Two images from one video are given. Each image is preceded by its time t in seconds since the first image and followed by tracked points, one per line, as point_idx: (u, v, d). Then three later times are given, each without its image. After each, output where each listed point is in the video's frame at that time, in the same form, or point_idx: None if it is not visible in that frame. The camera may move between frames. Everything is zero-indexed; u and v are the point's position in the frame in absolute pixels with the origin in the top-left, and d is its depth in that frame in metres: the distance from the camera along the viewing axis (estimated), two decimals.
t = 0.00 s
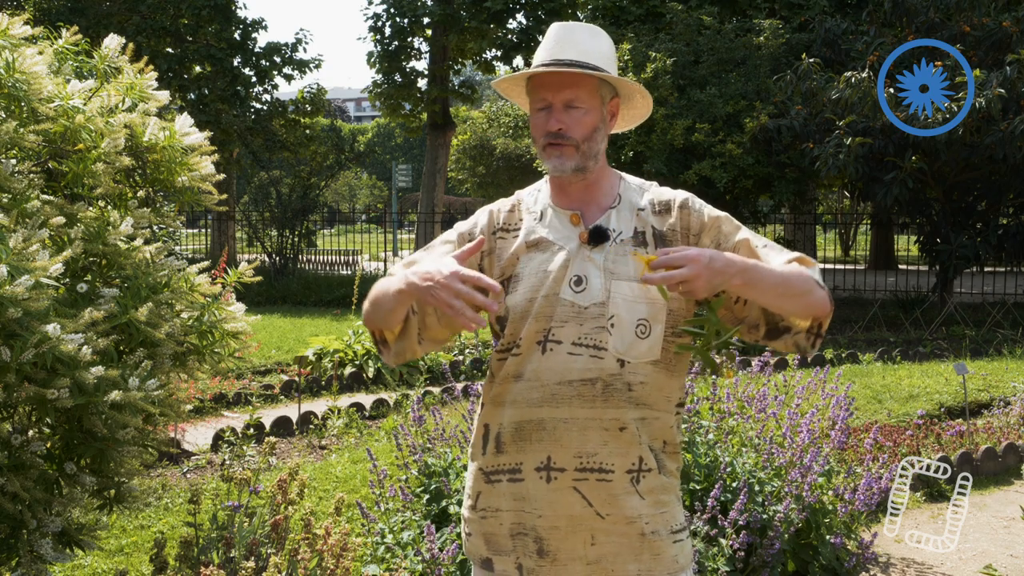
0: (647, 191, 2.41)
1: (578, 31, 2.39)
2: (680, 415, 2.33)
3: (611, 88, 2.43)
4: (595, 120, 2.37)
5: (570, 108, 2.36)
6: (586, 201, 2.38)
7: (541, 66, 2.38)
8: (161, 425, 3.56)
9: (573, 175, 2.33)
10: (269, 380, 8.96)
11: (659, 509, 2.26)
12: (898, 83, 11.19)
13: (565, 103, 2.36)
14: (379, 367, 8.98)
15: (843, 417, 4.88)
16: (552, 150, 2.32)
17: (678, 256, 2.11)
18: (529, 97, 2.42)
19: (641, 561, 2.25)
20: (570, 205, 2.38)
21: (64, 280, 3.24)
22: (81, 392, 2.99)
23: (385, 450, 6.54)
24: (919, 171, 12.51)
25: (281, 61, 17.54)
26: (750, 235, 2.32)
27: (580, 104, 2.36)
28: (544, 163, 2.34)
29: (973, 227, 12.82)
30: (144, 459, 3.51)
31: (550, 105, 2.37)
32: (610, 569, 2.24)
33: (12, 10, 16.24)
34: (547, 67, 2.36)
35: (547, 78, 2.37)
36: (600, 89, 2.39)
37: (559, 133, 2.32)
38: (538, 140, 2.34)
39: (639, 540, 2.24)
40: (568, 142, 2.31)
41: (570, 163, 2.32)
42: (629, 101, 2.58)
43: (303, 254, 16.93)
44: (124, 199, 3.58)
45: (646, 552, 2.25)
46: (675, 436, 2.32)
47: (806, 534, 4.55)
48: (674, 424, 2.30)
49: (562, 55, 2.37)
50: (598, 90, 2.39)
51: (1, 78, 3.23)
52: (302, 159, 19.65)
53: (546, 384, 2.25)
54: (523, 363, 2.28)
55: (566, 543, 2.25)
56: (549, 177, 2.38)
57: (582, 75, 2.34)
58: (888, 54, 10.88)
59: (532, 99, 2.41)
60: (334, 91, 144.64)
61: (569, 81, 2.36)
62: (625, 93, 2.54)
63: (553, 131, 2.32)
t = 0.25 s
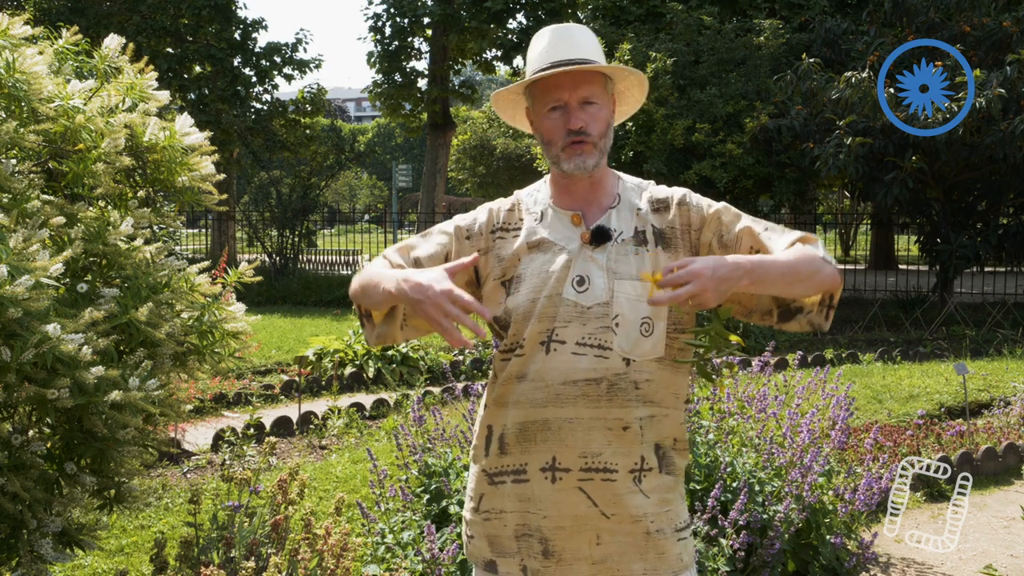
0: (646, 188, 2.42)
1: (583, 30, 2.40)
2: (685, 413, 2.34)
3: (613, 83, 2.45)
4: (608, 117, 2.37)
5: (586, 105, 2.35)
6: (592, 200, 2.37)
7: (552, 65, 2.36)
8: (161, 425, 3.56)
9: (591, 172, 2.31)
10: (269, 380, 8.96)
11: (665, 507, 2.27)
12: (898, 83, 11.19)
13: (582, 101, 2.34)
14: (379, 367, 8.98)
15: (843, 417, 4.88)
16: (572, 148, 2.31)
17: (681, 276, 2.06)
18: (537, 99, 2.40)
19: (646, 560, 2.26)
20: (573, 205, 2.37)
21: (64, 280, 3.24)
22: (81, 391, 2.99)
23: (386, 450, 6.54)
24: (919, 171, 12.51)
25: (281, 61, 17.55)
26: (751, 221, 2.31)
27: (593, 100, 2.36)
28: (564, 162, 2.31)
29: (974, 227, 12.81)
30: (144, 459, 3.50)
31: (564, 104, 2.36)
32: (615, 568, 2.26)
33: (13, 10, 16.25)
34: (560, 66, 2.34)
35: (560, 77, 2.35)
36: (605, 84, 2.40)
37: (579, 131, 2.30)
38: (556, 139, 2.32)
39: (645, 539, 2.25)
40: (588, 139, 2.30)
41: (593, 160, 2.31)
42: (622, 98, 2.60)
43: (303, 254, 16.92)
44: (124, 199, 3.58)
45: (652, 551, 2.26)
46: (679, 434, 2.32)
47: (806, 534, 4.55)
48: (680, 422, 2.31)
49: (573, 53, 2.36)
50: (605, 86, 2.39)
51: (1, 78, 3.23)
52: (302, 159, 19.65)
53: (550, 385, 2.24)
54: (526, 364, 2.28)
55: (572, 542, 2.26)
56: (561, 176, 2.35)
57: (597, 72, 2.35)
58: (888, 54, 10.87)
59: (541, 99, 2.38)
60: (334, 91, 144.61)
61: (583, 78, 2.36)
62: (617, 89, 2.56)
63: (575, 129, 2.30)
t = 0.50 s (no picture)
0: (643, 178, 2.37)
1: (545, 36, 2.38)
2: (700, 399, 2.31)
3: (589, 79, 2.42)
4: (593, 113, 2.33)
5: (568, 106, 2.32)
6: (589, 198, 2.31)
7: (528, 74, 2.33)
8: (161, 425, 3.56)
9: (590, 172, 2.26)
10: (269, 380, 8.96)
11: (685, 496, 2.25)
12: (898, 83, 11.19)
13: (563, 103, 2.31)
14: (379, 366, 8.98)
15: (843, 416, 4.87)
16: (566, 152, 2.25)
17: (662, 251, 1.92)
18: (518, 113, 2.35)
19: (668, 554, 2.24)
20: (569, 203, 2.31)
21: (64, 280, 3.24)
22: (81, 392, 2.99)
23: (386, 450, 6.54)
24: (919, 171, 12.50)
25: (281, 62, 17.56)
26: (747, 204, 2.21)
27: (575, 99, 2.32)
28: (562, 169, 2.25)
29: (974, 227, 12.81)
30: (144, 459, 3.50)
31: (547, 111, 2.32)
32: (638, 564, 2.23)
33: (13, 10, 16.27)
34: (536, 74, 2.31)
35: (538, 84, 2.32)
36: (582, 81, 2.37)
37: (568, 133, 2.27)
38: (548, 149, 2.27)
39: (666, 532, 2.23)
40: (578, 141, 2.26)
41: (589, 161, 2.25)
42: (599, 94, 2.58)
43: (303, 254, 16.92)
44: (124, 199, 3.58)
45: (673, 544, 2.24)
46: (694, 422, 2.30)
47: (806, 534, 4.55)
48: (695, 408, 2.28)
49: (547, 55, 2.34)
50: (583, 82, 2.36)
51: (1, 78, 3.23)
52: (302, 159, 19.66)
53: (562, 381, 2.21)
54: (535, 363, 2.23)
55: (594, 540, 2.22)
56: (557, 181, 2.30)
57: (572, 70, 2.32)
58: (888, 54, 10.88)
59: (523, 110, 2.34)
60: (334, 91, 144.60)
61: (559, 81, 2.33)
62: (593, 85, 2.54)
63: (562, 134, 2.26)
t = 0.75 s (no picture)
0: (649, 187, 2.30)
1: (529, 34, 2.40)
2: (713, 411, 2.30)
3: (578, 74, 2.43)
4: (584, 105, 2.32)
5: (557, 98, 2.31)
6: (591, 203, 2.25)
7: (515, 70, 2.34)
8: (162, 425, 3.56)
9: (581, 166, 2.23)
10: (269, 380, 8.96)
11: (705, 508, 2.24)
12: (899, 83, 11.18)
13: (552, 95, 2.30)
14: (379, 366, 8.98)
15: (843, 417, 4.87)
16: (557, 144, 2.24)
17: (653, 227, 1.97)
18: (509, 112, 2.35)
19: (695, 564, 2.23)
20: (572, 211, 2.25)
21: (64, 280, 3.24)
22: (81, 391, 2.99)
23: (385, 450, 6.55)
24: (919, 171, 12.50)
25: (281, 62, 17.56)
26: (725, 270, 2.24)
27: (564, 92, 2.32)
28: (553, 162, 2.23)
29: (974, 227, 12.81)
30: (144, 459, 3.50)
31: (536, 106, 2.32)
32: None
33: (13, 10, 16.27)
34: (523, 68, 2.31)
35: (525, 78, 2.33)
36: (571, 76, 2.37)
37: (558, 124, 2.25)
38: (538, 141, 2.26)
39: (691, 543, 2.22)
40: (569, 131, 2.24)
41: (580, 152, 2.24)
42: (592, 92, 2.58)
43: (303, 254, 16.92)
44: (124, 199, 3.58)
45: (699, 553, 2.23)
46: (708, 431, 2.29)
47: (806, 534, 4.55)
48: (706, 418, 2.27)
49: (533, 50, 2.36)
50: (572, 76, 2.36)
51: (1, 77, 3.23)
52: (302, 159, 19.66)
53: (581, 403, 2.17)
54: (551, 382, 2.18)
55: (620, 557, 2.20)
56: (553, 182, 2.26)
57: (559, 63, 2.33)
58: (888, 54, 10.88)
59: (512, 107, 2.34)
60: (334, 91, 144.59)
61: (548, 74, 2.33)
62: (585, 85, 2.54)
63: (551, 126, 2.25)
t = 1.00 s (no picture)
0: (680, 195, 2.35)
1: (558, 39, 2.34)
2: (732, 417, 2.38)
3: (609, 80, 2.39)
4: (613, 119, 2.31)
5: (587, 113, 2.28)
6: (617, 214, 2.33)
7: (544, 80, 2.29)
8: (162, 425, 3.56)
9: (608, 185, 2.25)
10: (270, 380, 8.95)
11: (726, 512, 2.34)
12: (899, 84, 11.19)
13: (581, 109, 2.28)
14: (379, 366, 8.98)
15: (844, 417, 4.87)
16: (585, 163, 2.24)
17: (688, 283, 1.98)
18: (533, 119, 2.32)
19: (714, 568, 2.34)
20: (598, 224, 2.33)
21: (65, 280, 3.24)
22: (81, 391, 2.99)
23: (386, 450, 6.55)
24: (919, 171, 12.51)
25: (281, 61, 17.55)
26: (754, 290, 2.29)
27: (595, 105, 2.29)
28: (580, 180, 2.25)
29: (974, 227, 12.82)
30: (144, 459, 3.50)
31: (564, 119, 2.29)
32: None
33: (12, 10, 16.24)
34: (555, 80, 2.27)
35: (557, 89, 2.28)
36: (603, 84, 2.33)
37: (587, 143, 2.24)
38: (565, 159, 2.26)
39: (711, 549, 2.32)
40: (598, 151, 2.24)
41: (608, 172, 2.25)
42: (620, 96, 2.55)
43: (303, 254, 16.91)
44: (124, 199, 3.58)
45: (719, 558, 2.34)
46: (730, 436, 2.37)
47: (806, 534, 4.55)
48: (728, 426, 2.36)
49: (564, 59, 2.30)
50: (603, 85, 2.33)
51: (1, 77, 3.23)
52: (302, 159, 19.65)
53: (603, 421, 2.27)
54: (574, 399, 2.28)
55: (640, 560, 2.32)
56: (580, 195, 2.30)
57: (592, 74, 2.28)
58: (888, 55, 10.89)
59: (538, 116, 2.31)
60: (334, 91, 144.57)
61: (578, 86, 2.29)
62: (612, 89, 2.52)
63: (580, 144, 2.24)
